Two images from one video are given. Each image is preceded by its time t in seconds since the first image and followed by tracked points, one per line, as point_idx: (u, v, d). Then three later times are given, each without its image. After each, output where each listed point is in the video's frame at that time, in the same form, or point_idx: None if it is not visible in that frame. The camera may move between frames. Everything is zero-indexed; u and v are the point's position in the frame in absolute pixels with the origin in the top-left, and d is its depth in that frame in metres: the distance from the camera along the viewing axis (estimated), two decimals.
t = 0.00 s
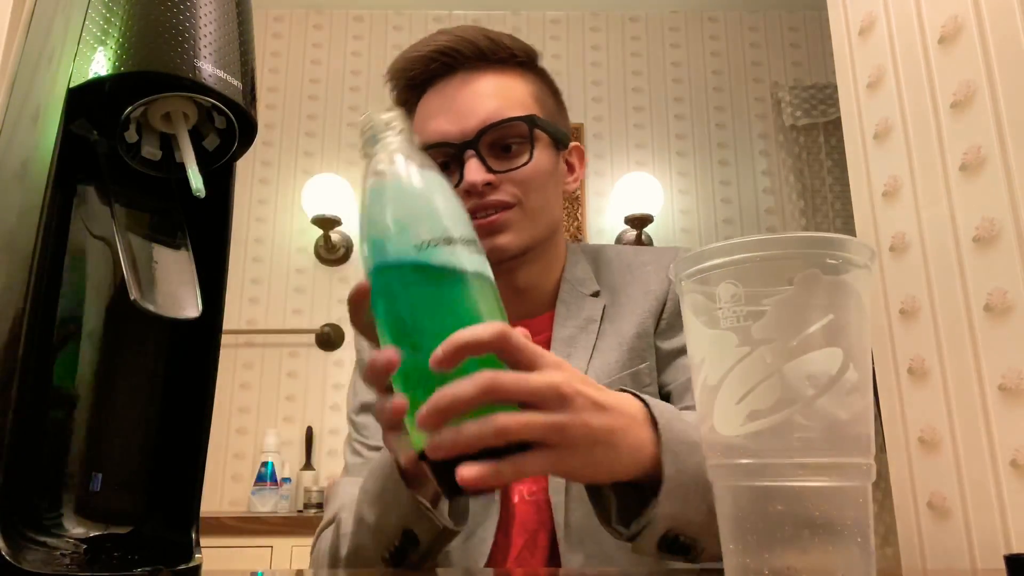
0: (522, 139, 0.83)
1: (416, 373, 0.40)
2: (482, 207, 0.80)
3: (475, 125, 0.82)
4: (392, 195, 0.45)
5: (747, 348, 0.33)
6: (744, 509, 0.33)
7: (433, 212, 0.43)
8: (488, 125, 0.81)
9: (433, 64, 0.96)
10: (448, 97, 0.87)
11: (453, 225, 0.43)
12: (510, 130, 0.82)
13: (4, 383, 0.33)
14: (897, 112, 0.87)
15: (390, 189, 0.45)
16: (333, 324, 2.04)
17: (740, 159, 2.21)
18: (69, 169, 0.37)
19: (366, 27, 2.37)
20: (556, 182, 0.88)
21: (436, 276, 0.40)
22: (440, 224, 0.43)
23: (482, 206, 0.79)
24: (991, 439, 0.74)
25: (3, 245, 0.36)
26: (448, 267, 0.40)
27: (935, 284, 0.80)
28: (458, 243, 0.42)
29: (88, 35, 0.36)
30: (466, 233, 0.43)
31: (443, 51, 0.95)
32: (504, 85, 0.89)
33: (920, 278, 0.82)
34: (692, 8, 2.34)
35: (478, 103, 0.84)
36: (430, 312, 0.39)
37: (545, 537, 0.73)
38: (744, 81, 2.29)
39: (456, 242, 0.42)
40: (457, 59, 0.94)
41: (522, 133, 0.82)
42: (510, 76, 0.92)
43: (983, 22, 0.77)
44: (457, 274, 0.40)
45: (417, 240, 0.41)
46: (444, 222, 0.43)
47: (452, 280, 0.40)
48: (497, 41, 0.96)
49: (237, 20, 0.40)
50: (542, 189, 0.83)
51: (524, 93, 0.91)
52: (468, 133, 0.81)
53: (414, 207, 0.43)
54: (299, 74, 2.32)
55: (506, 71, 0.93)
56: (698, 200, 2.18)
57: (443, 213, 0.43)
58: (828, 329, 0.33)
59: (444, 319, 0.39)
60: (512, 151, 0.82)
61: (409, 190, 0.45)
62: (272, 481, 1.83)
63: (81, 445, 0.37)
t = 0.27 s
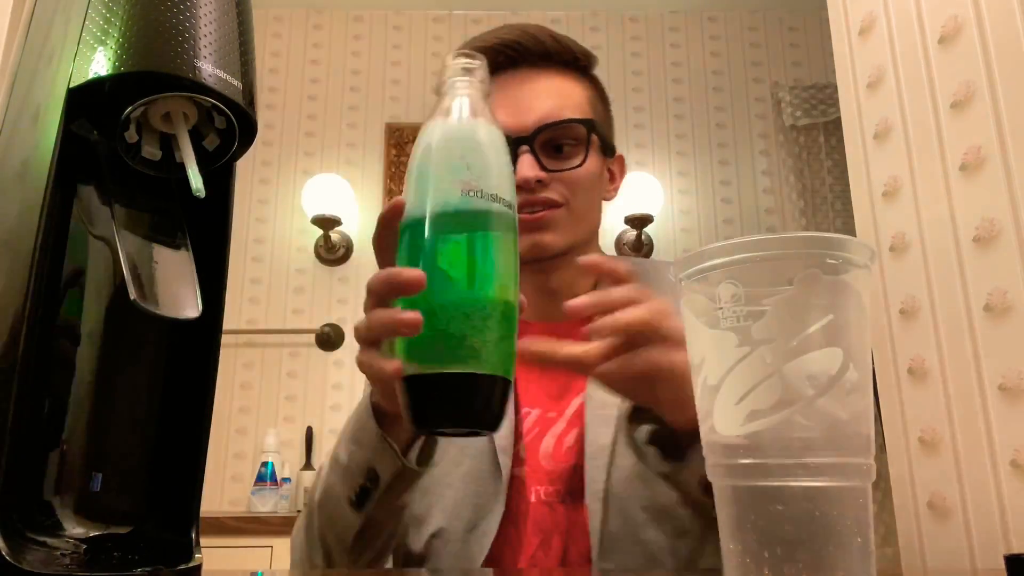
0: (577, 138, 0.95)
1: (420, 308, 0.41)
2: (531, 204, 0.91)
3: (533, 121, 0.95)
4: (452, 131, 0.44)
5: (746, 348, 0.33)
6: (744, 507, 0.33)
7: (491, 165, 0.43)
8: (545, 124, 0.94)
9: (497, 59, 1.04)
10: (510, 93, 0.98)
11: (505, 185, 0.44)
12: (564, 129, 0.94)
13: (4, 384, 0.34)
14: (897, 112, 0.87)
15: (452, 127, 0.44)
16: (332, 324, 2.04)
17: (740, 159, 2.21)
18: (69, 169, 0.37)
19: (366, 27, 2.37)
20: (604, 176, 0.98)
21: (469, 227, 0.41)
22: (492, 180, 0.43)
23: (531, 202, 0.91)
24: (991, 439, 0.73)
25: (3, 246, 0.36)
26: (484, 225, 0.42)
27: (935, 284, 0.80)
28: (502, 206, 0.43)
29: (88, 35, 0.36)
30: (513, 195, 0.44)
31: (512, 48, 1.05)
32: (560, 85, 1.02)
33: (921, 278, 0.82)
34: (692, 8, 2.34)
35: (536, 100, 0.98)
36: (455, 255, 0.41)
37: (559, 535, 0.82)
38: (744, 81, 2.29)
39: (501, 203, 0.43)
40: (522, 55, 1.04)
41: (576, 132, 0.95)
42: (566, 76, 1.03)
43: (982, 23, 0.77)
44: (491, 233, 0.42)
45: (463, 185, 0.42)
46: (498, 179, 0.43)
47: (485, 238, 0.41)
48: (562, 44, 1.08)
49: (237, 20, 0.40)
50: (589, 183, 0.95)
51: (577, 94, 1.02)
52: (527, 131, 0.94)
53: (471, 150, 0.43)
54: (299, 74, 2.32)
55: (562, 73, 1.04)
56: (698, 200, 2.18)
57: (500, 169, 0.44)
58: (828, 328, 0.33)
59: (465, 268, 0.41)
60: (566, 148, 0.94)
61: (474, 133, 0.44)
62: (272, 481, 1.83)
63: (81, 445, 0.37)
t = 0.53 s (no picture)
0: (622, 146, 0.81)
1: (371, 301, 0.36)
2: (569, 205, 0.78)
3: (581, 125, 0.81)
4: (453, 118, 0.39)
5: (745, 347, 0.33)
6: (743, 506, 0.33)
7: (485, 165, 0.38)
8: (594, 127, 0.81)
9: (547, 54, 0.91)
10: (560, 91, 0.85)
11: (496, 192, 0.38)
12: (612, 137, 0.81)
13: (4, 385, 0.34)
14: (896, 111, 0.86)
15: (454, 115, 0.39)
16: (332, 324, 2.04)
17: (740, 159, 2.21)
18: (70, 169, 0.37)
19: (366, 27, 2.37)
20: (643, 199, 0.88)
21: (443, 225, 0.36)
22: (483, 180, 0.38)
23: (569, 203, 0.78)
24: (990, 439, 0.74)
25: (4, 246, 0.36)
26: (460, 227, 0.36)
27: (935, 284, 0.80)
28: (486, 214, 0.37)
29: (89, 35, 0.36)
30: (504, 204, 0.39)
31: (566, 43, 0.90)
32: (612, 93, 0.87)
33: (920, 279, 0.81)
34: (691, 9, 2.34)
35: (585, 103, 0.83)
36: (423, 251, 0.36)
37: (585, 550, 0.72)
38: (745, 81, 2.29)
39: (487, 210, 0.37)
40: (577, 55, 0.91)
41: (624, 142, 0.81)
42: (620, 84, 0.91)
43: (982, 23, 0.77)
44: (467, 238, 0.37)
45: (448, 178, 0.37)
46: (489, 181, 0.38)
47: (459, 242, 0.36)
48: (620, 49, 0.94)
49: (237, 20, 0.40)
50: (633, 201, 0.82)
51: (631, 104, 0.90)
52: (572, 129, 0.81)
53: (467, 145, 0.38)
54: (299, 74, 2.32)
55: (615, 77, 0.91)
56: (698, 200, 2.18)
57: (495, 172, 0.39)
58: (829, 327, 0.33)
59: (428, 270, 0.36)
60: (612, 156, 0.81)
61: (478, 126, 0.39)
62: (272, 481, 1.84)
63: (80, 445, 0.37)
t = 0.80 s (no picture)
0: (653, 146, 0.80)
1: (342, 322, 0.36)
2: (597, 202, 0.77)
3: (612, 122, 0.80)
4: (470, 159, 0.39)
5: (746, 347, 0.33)
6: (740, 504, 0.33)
7: (488, 213, 0.38)
8: (626, 125, 0.80)
9: (581, 48, 0.87)
10: (591, 86, 0.83)
11: (495, 243, 0.38)
12: (644, 136, 0.79)
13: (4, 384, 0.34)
14: (896, 111, 0.86)
15: (475, 156, 0.39)
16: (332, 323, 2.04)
17: (740, 159, 2.21)
18: (70, 169, 0.37)
19: (366, 27, 2.37)
20: (667, 199, 0.86)
21: (426, 262, 0.36)
22: (481, 227, 0.37)
23: (597, 200, 0.77)
24: (990, 439, 0.73)
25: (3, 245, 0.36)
26: (443, 269, 0.36)
27: (935, 284, 0.79)
28: (477, 263, 0.37)
29: (89, 35, 0.36)
30: (499, 250, 0.38)
31: (601, 36, 0.87)
32: (643, 93, 0.85)
33: (920, 278, 0.81)
34: (691, 9, 2.34)
35: (619, 100, 0.82)
36: (395, 283, 0.36)
37: (594, 552, 0.72)
38: (745, 81, 2.29)
39: (479, 259, 0.37)
40: (612, 51, 0.87)
41: (655, 142, 0.80)
42: (652, 85, 0.88)
43: (983, 22, 0.77)
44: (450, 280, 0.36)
45: (443, 217, 0.37)
46: (489, 229, 0.38)
47: (440, 284, 0.36)
48: (655, 47, 0.90)
49: (237, 20, 0.40)
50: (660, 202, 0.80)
51: (660, 106, 0.88)
52: (603, 126, 0.79)
53: (473, 189, 0.38)
54: (299, 74, 2.32)
55: (648, 77, 0.88)
56: (698, 199, 2.18)
57: (499, 223, 0.38)
58: (829, 328, 0.33)
59: (402, 303, 0.36)
60: (642, 155, 0.80)
61: (493, 172, 0.39)
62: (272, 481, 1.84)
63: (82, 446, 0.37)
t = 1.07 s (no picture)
0: (675, 146, 0.77)
1: (320, 343, 0.37)
2: (614, 204, 0.75)
3: (632, 121, 0.76)
4: (486, 206, 0.40)
5: (691, 323, 0.35)
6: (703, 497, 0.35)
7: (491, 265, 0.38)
8: (648, 124, 0.76)
9: (602, 41, 0.84)
10: (611, 82, 0.80)
11: (493, 297, 0.38)
12: (666, 136, 0.76)
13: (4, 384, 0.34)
14: (896, 111, 0.86)
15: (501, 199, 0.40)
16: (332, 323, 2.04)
17: (740, 158, 2.21)
18: (70, 169, 0.37)
19: (366, 27, 2.37)
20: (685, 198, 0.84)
21: (416, 299, 0.37)
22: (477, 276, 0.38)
23: (615, 202, 0.75)
24: (990, 439, 0.72)
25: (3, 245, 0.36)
26: (431, 312, 0.36)
27: (935, 283, 0.79)
28: (467, 313, 0.37)
29: (89, 34, 0.36)
30: (492, 305, 0.38)
31: (623, 31, 0.84)
32: (664, 91, 0.82)
33: (920, 278, 0.81)
34: (691, 8, 2.34)
35: (641, 99, 0.78)
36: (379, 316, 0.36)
37: (600, 555, 0.71)
38: (745, 81, 2.30)
39: (471, 310, 0.37)
40: (635, 47, 0.84)
41: (677, 142, 0.77)
42: (673, 82, 0.85)
43: (982, 21, 0.76)
44: (434, 326, 0.37)
45: (442, 258, 0.37)
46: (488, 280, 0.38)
47: (426, 326, 0.36)
48: (678, 44, 0.88)
49: (237, 20, 0.40)
50: (676, 203, 0.79)
51: (680, 104, 0.85)
52: (624, 124, 0.76)
53: (481, 236, 0.39)
54: (299, 74, 2.32)
55: (669, 75, 0.85)
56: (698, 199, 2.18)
57: (499, 275, 0.38)
58: (766, 299, 0.34)
59: (381, 336, 0.36)
60: (663, 156, 0.76)
61: (508, 221, 0.39)
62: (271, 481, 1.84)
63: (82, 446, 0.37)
